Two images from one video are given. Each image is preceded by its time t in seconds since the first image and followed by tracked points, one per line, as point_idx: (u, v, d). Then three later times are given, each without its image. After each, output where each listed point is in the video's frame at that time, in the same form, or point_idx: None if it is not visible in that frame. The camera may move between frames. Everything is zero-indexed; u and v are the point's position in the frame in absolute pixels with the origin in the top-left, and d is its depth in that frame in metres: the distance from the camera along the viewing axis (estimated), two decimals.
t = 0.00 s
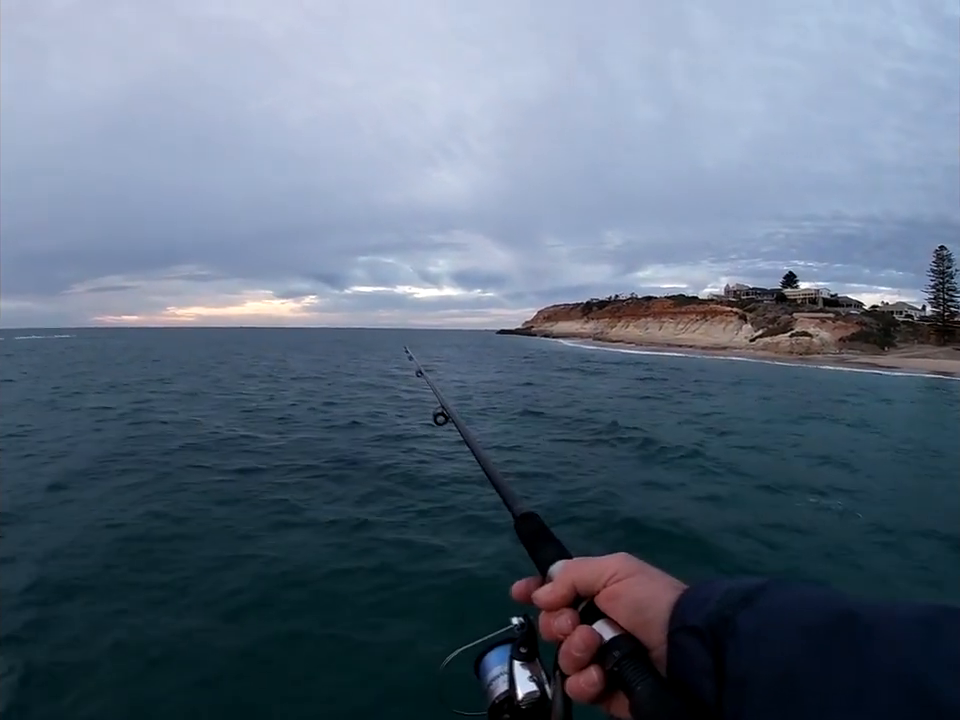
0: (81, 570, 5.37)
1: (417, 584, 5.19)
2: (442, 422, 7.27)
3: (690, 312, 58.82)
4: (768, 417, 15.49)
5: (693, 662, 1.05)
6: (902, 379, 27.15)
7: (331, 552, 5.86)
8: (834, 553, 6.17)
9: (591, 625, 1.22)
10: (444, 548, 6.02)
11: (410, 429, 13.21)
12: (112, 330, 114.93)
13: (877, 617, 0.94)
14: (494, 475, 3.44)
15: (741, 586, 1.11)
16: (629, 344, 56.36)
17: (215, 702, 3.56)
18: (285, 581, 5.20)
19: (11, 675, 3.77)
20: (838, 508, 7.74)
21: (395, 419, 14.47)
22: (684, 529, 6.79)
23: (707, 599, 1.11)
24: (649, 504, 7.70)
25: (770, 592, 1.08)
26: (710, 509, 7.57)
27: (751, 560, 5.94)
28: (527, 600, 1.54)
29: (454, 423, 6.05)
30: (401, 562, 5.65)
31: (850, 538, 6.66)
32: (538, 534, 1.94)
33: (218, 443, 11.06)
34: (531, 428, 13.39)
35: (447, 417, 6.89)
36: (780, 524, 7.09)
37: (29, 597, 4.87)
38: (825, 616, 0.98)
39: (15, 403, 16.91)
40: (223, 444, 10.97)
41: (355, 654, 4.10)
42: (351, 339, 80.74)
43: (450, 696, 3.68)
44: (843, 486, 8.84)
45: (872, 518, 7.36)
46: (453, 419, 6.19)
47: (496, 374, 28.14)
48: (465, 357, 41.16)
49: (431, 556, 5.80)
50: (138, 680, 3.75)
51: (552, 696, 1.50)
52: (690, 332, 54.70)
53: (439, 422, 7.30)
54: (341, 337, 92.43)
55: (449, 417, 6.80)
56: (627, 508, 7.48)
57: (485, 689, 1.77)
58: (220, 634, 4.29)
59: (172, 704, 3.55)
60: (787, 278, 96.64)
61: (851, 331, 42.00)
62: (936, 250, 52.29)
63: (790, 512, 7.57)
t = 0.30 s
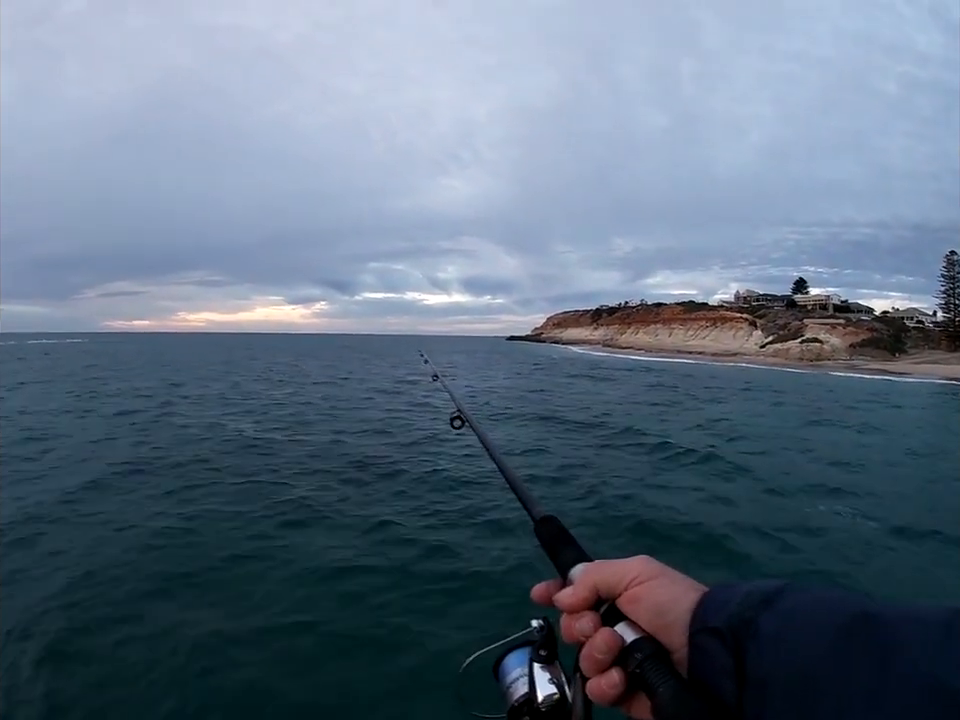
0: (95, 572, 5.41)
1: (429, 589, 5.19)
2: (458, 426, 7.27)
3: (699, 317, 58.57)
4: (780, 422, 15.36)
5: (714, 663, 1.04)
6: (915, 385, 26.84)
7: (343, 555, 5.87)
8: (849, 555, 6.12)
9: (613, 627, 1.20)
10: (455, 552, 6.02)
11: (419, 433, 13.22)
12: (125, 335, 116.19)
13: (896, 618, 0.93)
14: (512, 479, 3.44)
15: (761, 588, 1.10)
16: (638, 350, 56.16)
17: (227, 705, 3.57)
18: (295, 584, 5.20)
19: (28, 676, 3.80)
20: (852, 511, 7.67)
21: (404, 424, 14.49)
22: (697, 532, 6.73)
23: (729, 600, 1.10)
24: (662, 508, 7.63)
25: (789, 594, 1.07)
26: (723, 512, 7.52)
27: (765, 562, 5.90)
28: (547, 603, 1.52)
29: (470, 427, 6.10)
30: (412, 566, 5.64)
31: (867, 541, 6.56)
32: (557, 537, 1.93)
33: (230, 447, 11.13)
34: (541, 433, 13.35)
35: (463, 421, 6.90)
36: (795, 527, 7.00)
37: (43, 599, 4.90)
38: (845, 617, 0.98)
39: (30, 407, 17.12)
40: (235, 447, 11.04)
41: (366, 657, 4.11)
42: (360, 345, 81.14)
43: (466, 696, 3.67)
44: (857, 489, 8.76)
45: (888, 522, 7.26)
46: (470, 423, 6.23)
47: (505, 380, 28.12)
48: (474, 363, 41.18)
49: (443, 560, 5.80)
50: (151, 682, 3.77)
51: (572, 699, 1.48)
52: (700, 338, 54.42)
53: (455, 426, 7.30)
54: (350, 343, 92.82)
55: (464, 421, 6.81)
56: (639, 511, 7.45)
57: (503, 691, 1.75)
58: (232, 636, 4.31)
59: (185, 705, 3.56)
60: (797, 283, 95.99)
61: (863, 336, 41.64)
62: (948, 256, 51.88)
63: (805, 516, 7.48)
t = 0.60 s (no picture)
0: (102, 573, 5.44)
1: (434, 591, 5.18)
2: (465, 430, 7.26)
3: (704, 322, 58.44)
4: (786, 426, 15.30)
5: (722, 666, 1.04)
6: (921, 389, 26.69)
7: (348, 558, 5.87)
8: (856, 558, 6.09)
9: (621, 632, 1.19)
10: (461, 555, 6.02)
11: (423, 437, 13.20)
12: (131, 338, 116.82)
13: (903, 620, 0.92)
14: (519, 482, 3.44)
15: (769, 591, 1.09)
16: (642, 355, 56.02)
17: (234, 705, 3.59)
18: (299, 587, 5.20)
19: (37, 675, 3.83)
20: (859, 514, 7.63)
21: (408, 427, 14.48)
22: (703, 535, 6.69)
23: (736, 605, 1.09)
24: (667, 512, 7.59)
25: (798, 598, 1.06)
26: (730, 515, 7.49)
27: (771, 565, 5.87)
28: (555, 607, 1.52)
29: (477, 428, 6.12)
30: (416, 569, 5.63)
31: (875, 545, 6.51)
32: (564, 541, 1.92)
33: (236, 449, 11.17)
34: (545, 437, 13.33)
35: (470, 424, 6.90)
36: (803, 531, 6.94)
37: (52, 599, 4.94)
38: (853, 621, 0.97)
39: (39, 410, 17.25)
40: (240, 450, 11.08)
41: (371, 658, 4.12)
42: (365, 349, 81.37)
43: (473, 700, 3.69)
44: (863, 493, 8.72)
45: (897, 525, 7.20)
46: (477, 425, 6.26)
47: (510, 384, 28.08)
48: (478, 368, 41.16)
49: (448, 563, 5.80)
50: (159, 681, 3.81)
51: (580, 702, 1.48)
52: (704, 343, 54.27)
53: (463, 430, 7.29)
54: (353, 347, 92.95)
55: (472, 424, 6.81)
56: (645, 515, 7.43)
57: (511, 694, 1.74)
58: (239, 637, 4.33)
59: (192, 705, 3.59)
60: (803, 288, 95.78)
61: (868, 341, 41.44)
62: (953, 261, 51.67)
63: (813, 519, 7.43)
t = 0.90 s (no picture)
0: (110, 572, 5.46)
1: (438, 591, 5.19)
2: (471, 430, 7.26)
3: (707, 323, 58.34)
4: (790, 428, 15.26)
5: (732, 667, 1.03)
6: (926, 391, 26.56)
7: (354, 558, 5.88)
8: (862, 558, 6.06)
9: (630, 632, 1.19)
10: (466, 556, 6.02)
11: (427, 438, 13.21)
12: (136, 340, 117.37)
13: (914, 620, 0.92)
14: (526, 482, 3.44)
15: (779, 592, 1.09)
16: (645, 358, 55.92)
17: (240, 703, 3.62)
18: (304, 588, 5.20)
19: (39, 675, 3.83)
20: (866, 515, 7.59)
21: (412, 429, 14.49)
22: (709, 536, 6.67)
23: (746, 606, 1.09)
24: (672, 512, 7.57)
25: (810, 598, 1.05)
26: (735, 514, 7.48)
27: (777, 566, 5.84)
28: (563, 607, 1.51)
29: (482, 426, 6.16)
30: (421, 570, 5.62)
31: (882, 545, 6.48)
32: (572, 542, 1.92)
33: (242, 450, 11.21)
34: (549, 438, 13.32)
35: (476, 423, 6.90)
36: (810, 532, 6.91)
37: (60, 598, 4.97)
38: (864, 621, 0.96)
39: (48, 411, 17.40)
40: (247, 451, 11.12)
41: (376, 657, 4.13)
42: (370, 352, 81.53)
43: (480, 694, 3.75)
44: (869, 493, 8.66)
45: (903, 525, 7.17)
46: (482, 424, 6.27)
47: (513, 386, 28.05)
48: (481, 370, 41.15)
49: (454, 564, 5.80)
50: (166, 679, 3.83)
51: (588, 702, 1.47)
52: (708, 345, 54.16)
53: (468, 429, 7.29)
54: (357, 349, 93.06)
55: (477, 424, 6.81)
56: (650, 514, 7.42)
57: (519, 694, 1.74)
58: (245, 637, 4.35)
59: (197, 702, 3.61)
60: (807, 290, 95.55)
61: (872, 343, 41.28)
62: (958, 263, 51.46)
63: (819, 520, 7.40)
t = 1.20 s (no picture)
0: (117, 572, 5.48)
1: (442, 590, 5.19)
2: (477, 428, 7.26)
3: (711, 324, 58.23)
4: (796, 427, 15.22)
5: (738, 666, 1.03)
6: (931, 392, 26.44)
7: (359, 557, 5.89)
8: (867, 557, 6.05)
9: (637, 630, 1.19)
10: (471, 555, 6.02)
11: (431, 438, 13.23)
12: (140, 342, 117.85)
13: (921, 618, 0.92)
14: (532, 481, 3.44)
15: (785, 591, 1.09)
16: (649, 359, 55.83)
17: (247, 703, 3.61)
18: (307, 587, 5.20)
19: (42, 675, 3.83)
20: (870, 514, 7.58)
21: (416, 429, 14.50)
22: (714, 535, 6.66)
23: (753, 604, 1.09)
24: (677, 511, 7.54)
25: (817, 597, 1.05)
26: (740, 513, 7.47)
27: (783, 565, 5.83)
28: (569, 605, 1.50)
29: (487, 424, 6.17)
30: (425, 569, 5.62)
31: (887, 543, 6.46)
32: (578, 540, 1.92)
33: (247, 451, 11.25)
34: (553, 438, 13.32)
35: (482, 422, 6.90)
36: (815, 531, 6.89)
37: (67, 598, 4.99)
38: (872, 622, 0.96)
39: (53, 412, 17.47)
40: (251, 451, 11.16)
41: (381, 657, 4.12)
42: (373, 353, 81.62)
43: (484, 685, 3.83)
44: (874, 493, 8.65)
45: (910, 525, 7.13)
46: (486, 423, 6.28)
47: (517, 386, 28.02)
48: (485, 370, 41.18)
49: (458, 562, 5.81)
50: (172, 679, 3.83)
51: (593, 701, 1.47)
52: (712, 345, 54.04)
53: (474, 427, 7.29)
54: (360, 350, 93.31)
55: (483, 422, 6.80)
56: (655, 513, 7.41)
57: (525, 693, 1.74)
58: (250, 637, 4.35)
59: (198, 702, 3.61)
60: (812, 291, 95.18)
61: (876, 343, 41.12)
62: None
63: (824, 518, 7.37)
